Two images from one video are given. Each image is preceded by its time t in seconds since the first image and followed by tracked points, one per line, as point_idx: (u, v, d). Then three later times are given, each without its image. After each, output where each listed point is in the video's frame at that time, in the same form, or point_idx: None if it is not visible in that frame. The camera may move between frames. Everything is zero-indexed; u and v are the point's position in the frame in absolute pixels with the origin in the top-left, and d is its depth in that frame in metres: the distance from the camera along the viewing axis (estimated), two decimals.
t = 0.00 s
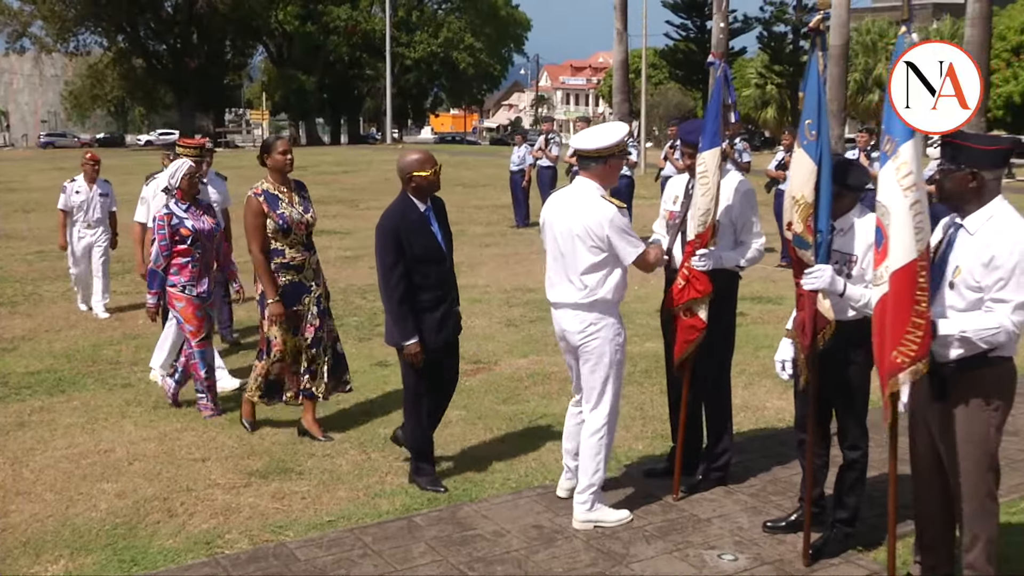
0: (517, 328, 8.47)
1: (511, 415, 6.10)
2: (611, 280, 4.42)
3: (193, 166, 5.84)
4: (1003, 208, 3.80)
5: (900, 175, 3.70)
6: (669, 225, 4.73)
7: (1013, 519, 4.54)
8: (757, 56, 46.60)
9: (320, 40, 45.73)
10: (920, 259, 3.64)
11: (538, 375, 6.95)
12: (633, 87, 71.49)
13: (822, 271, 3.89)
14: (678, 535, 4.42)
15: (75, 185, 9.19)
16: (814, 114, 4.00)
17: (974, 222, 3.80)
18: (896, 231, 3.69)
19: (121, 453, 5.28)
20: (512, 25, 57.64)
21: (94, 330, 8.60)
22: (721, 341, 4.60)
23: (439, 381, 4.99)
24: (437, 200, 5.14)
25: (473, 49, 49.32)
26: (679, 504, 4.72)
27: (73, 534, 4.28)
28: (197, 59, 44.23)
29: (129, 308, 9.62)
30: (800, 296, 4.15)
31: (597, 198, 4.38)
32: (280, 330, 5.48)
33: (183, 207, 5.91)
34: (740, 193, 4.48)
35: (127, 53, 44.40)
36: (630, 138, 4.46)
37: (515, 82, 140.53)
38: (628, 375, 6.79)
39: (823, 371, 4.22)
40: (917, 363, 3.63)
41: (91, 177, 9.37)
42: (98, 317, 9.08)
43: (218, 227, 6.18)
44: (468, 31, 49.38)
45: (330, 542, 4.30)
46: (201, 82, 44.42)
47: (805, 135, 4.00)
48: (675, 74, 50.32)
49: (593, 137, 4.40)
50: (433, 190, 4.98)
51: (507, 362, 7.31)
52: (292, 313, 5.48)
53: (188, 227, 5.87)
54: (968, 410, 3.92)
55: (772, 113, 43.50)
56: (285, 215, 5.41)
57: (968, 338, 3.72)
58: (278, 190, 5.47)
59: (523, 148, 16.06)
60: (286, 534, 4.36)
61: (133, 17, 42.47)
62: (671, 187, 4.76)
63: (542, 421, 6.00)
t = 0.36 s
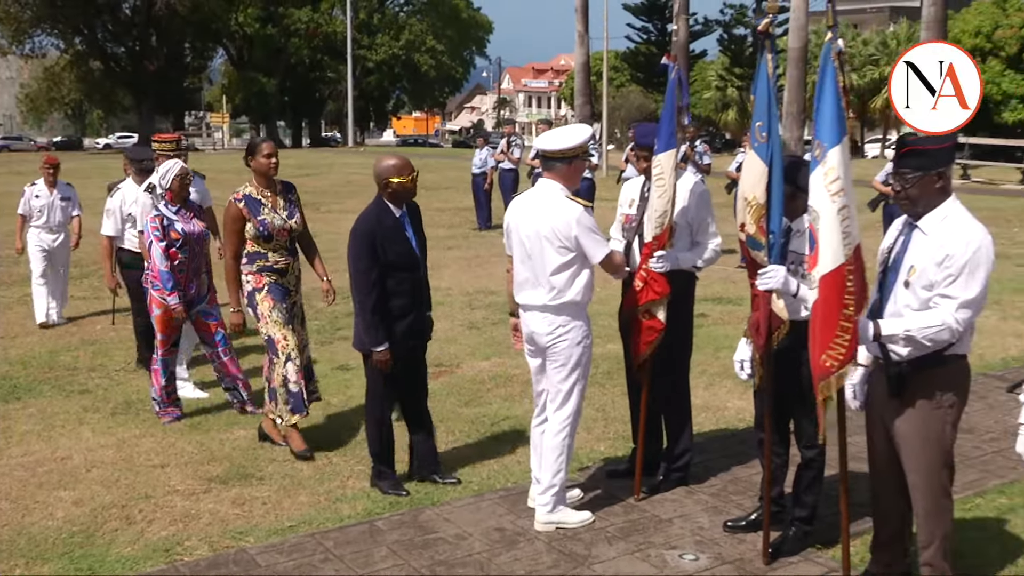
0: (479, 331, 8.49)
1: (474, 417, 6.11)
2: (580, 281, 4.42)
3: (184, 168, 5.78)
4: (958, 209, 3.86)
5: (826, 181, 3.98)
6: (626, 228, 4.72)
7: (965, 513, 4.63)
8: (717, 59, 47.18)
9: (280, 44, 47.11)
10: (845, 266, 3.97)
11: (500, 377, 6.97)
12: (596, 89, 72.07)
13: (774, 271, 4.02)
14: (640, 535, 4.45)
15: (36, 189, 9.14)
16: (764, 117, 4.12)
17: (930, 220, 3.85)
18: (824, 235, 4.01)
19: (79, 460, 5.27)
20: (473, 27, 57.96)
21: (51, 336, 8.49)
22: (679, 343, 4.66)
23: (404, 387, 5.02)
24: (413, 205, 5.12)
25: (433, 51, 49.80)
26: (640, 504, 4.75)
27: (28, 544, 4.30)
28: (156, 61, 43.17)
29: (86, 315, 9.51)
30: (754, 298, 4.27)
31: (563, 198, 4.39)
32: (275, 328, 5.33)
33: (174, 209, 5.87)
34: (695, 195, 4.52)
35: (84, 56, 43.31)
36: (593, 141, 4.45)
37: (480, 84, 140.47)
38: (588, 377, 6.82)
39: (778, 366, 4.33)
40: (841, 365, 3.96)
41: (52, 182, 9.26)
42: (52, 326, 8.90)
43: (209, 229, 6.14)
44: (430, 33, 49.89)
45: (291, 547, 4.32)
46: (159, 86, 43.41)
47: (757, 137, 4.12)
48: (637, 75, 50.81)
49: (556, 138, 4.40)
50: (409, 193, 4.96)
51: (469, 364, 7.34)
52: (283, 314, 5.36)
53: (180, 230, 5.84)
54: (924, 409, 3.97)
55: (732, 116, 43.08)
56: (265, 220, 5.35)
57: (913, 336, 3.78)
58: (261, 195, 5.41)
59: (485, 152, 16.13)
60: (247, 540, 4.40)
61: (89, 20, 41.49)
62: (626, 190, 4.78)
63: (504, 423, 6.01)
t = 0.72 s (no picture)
0: (440, 333, 8.51)
1: (435, 420, 6.13)
2: (537, 282, 4.41)
3: (184, 169, 5.70)
4: (908, 207, 3.92)
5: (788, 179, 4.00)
6: (585, 229, 4.76)
7: (920, 508, 4.71)
8: (677, 60, 47.70)
9: (238, 45, 46.51)
10: (798, 264, 3.96)
11: (461, 379, 6.99)
12: (559, 90, 72.74)
13: (731, 272, 4.02)
14: (600, 535, 4.48)
15: None
16: (719, 120, 4.16)
17: (881, 219, 3.90)
18: (783, 233, 4.03)
19: (34, 466, 5.26)
20: (428, 28, 59.05)
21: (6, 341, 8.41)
22: (638, 343, 4.69)
23: (377, 387, 5.00)
24: (385, 209, 5.09)
25: (393, 52, 50.25)
26: (601, 504, 4.77)
27: None
28: (113, 63, 43.00)
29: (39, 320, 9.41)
30: (710, 300, 4.29)
31: (518, 198, 4.40)
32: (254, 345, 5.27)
33: (175, 210, 5.83)
34: (651, 195, 4.57)
35: (39, 58, 43.20)
36: (550, 142, 4.46)
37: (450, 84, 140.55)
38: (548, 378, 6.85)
39: (734, 364, 4.37)
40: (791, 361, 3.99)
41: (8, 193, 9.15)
42: (8, 335, 8.73)
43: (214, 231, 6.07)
44: (389, 35, 50.29)
45: (250, 552, 4.35)
46: (117, 87, 43.14)
47: (713, 138, 4.15)
48: (597, 76, 51.20)
49: (515, 138, 4.41)
50: (386, 191, 4.93)
51: (430, 366, 7.36)
52: (261, 328, 5.29)
53: (179, 230, 5.79)
54: (877, 404, 4.00)
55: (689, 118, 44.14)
56: (251, 226, 5.22)
57: (873, 333, 3.82)
58: (243, 200, 5.27)
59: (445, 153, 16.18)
60: (203, 545, 4.45)
61: (45, 20, 41.32)
62: (585, 192, 4.82)
63: (465, 424, 6.03)
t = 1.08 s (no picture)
0: (403, 332, 8.58)
1: (399, 419, 6.19)
2: (495, 281, 4.45)
3: (169, 173, 5.67)
4: (864, 206, 3.98)
5: (760, 177, 3.93)
6: (547, 228, 4.84)
7: (876, 502, 4.80)
8: (640, 62, 48.60)
9: (202, 46, 46.65)
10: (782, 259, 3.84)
11: (425, 378, 7.07)
12: (528, 91, 73.83)
13: (689, 272, 4.08)
14: (562, 532, 4.54)
15: None
16: (676, 122, 4.23)
17: (835, 217, 3.96)
18: (761, 232, 3.89)
19: None
20: (393, 29, 60.03)
21: None
22: (599, 342, 4.75)
23: (361, 385, 5.00)
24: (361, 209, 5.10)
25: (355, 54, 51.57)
26: (563, 502, 4.83)
27: None
28: (77, 64, 42.70)
29: None
30: (669, 298, 4.34)
31: (473, 198, 4.44)
32: (227, 348, 5.22)
33: (160, 212, 5.84)
34: (611, 196, 4.66)
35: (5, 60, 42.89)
36: (512, 142, 4.53)
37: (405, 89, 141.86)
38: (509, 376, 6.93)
39: (694, 364, 4.44)
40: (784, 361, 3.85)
41: None
42: None
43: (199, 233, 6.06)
44: (352, 37, 51.34)
45: (215, 551, 4.39)
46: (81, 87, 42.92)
47: (669, 139, 4.21)
48: (561, 78, 51.81)
49: (479, 139, 4.45)
50: (358, 190, 4.95)
51: (394, 366, 7.43)
52: (243, 327, 5.28)
53: (162, 233, 5.78)
54: (836, 401, 4.09)
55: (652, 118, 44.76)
56: (231, 224, 5.20)
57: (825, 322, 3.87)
58: (222, 199, 5.24)
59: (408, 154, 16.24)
60: (168, 544, 4.48)
61: (10, 20, 41.03)
62: (546, 192, 4.92)
63: (429, 423, 6.10)
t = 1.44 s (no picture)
0: (392, 330, 8.75)
1: (389, 414, 6.35)
2: (476, 269, 4.61)
3: (168, 172, 5.84)
4: (835, 206, 4.14)
5: (709, 189, 3.90)
6: (529, 229, 5.02)
7: (847, 492, 5.01)
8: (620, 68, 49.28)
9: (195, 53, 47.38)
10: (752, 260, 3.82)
11: (413, 375, 7.24)
12: (510, 95, 74.70)
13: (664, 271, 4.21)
14: (546, 523, 4.70)
15: None
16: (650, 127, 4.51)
17: (809, 215, 4.13)
18: (723, 242, 3.85)
19: None
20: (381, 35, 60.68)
21: None
22: (582, 338, 4.92)
23: (356, 378, 5.14)
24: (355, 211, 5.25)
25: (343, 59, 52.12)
26: (547, 495, 4.99)
27: None
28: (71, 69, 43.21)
29: None
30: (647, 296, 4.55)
31: (478, 199, 4.65)
32: (230, 347, 5.37)
33: (162, 212, 5.99)
34: (591, 196, 4.84)
35: None
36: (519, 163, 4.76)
37: (390, 92, 142.35)
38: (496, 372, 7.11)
39: (669, 362, 4.62)
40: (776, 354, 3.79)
41: None
42: None
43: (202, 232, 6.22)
44: (342, 43, 52.23)
45: (208, 544, 4.54)
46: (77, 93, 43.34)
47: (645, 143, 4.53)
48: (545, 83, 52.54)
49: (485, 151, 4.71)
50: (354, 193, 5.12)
51: (383, 363, 7.59)
52: (242, 327, 5.39)
53: (165, 232, 5.93)
54: (809, 396, 4.25)
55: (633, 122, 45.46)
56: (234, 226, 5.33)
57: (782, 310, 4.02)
58: (225, 200, 5.37)
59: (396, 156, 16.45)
60: (162, 538, 4.61)
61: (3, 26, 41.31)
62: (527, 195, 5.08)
63: (418, 419, 6.26)
